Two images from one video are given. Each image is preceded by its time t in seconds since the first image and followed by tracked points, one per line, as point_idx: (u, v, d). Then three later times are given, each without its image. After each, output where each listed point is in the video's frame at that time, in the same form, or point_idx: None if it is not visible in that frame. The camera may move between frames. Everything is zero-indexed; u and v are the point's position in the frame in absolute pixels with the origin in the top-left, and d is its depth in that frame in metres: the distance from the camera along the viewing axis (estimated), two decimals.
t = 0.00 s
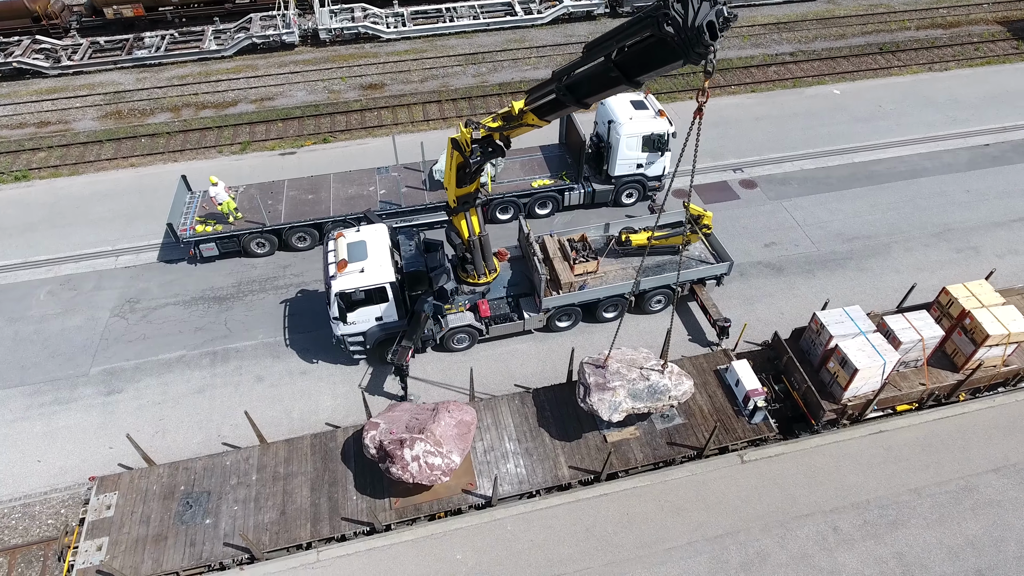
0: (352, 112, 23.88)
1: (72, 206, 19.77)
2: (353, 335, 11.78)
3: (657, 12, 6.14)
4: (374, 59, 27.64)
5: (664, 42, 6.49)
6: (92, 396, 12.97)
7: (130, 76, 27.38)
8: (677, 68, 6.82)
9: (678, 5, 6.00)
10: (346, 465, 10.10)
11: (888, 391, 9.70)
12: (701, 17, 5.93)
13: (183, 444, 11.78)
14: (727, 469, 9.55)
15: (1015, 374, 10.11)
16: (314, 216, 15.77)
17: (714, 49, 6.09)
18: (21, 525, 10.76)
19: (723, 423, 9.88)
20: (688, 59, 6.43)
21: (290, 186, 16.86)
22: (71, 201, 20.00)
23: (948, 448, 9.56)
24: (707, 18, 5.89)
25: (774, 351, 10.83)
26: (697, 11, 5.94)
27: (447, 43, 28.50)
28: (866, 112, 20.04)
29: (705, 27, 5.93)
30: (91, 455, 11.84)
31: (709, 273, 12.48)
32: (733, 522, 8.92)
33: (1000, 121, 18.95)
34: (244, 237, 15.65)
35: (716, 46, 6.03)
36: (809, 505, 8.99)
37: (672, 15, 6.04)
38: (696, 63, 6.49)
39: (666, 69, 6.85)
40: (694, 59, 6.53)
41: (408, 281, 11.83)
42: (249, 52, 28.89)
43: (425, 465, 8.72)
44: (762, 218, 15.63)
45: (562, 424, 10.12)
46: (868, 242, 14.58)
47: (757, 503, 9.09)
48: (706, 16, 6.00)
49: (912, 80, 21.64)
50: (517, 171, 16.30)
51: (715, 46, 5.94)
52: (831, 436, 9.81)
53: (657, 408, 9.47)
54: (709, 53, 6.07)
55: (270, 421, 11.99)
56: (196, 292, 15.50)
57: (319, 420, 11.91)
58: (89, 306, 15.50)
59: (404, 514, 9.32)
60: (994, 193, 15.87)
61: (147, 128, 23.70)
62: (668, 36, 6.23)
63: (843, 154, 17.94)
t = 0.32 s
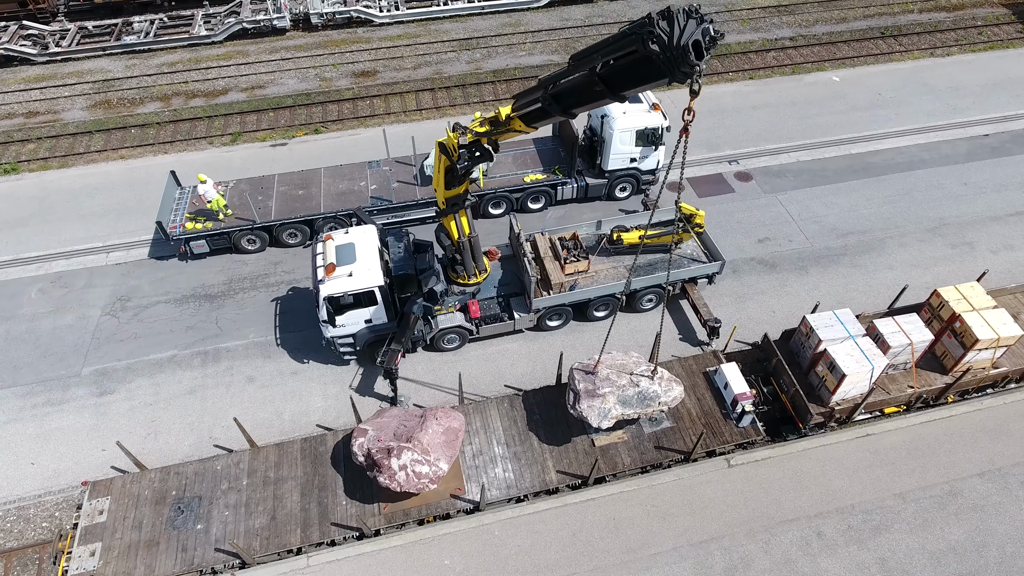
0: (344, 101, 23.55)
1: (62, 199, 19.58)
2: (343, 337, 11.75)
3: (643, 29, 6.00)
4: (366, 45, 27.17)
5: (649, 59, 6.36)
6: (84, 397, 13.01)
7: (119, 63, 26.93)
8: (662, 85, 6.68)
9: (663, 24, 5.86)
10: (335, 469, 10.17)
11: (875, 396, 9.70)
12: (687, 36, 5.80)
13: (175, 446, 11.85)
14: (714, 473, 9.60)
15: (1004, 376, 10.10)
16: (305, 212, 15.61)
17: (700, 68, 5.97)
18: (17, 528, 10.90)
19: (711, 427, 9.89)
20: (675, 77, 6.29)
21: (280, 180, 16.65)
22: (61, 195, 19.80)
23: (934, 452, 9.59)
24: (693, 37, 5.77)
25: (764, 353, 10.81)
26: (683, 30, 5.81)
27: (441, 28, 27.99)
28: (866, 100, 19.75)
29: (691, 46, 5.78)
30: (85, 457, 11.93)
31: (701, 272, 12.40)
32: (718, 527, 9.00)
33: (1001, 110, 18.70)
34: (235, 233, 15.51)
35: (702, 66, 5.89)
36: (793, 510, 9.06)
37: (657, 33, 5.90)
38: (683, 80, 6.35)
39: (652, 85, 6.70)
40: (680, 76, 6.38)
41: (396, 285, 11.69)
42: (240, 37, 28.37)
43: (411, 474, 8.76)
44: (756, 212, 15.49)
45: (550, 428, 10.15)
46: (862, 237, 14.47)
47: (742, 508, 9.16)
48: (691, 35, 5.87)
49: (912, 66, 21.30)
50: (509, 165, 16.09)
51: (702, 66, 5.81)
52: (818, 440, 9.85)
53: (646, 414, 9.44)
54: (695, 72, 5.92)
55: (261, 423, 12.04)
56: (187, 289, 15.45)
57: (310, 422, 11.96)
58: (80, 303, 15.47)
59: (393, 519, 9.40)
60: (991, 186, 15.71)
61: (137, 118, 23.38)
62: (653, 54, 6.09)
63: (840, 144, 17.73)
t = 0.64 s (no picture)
0: (336, 91, 23.21)
1: (51, 195, 19.38)
2: (333, 342, 11.73)
3: (626, 55, 5.91)
4: (359, 31, 26.68)
5: (633, 84, 6.26)
6: (76, 400, 13.05)
7: (107, 51, 26.44)
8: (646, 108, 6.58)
9: (646, 50, 5.77)
10: (325, 476, 10.24)
11: (863, 404, 9.70)
12: (670, 64, 5.70)
13: (167, 451, 11.91)
14: (701, 481, 9.66)
15: (993, 383, 10.11)
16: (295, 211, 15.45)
17: (684, 95, 5.88)
18: (11, 533, 11.01)
19: (699, 434, 9.91)
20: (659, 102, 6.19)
21: (270, 177, 16.45)
22: (51, 190, 19.58)
23: (920, 459, 9.64)
24: (677, 64, 5.68)
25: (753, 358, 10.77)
26: (666, 57, 5.72)
27: (435, 14, 27.47)
28: (865, 90, 19.46)
29: (674, 73, 5.69)
30: (78, 461, 12.00)
31: (692, 275, 12.29)
32: (703, 536, 9.09)
33: (1002, 101, 18.45)
34: (225, 232, 15.38)
35: (686, 93, 5.80)
36: (778, 519, 9.13)
37: (640, 60, 5.80)
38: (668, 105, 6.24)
39: (636, 109, 6.61)
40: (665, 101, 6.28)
41: (386, 290, 11.65)
42: (230, 24, 27.87)
43: (399, 486, 8.82)
44: (750, 209, 15.35)
45: (538, 435, 10.16)
46: (857, 236, 14.37)
47: (727, 516, 9.23)
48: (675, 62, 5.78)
49: (914, 54, 20.96)
50: (502, 161, 15.87)
51: (685, 94, 5.72)
52: (804, 447, 9.89)
53: (636, 424, 9.44)
54: (678, 100, 5.82)
55: (252, 427, 12.10)
56: (178, 289, 15.39)
57: (301, 426, 12.03)
58: (72, 303, 15.41)
59: (381, 527, 9.48)
60: (989, 182, 15.56)
61: (126, 109, 23.03)
62: (636, 80, 6.02)
63: (838, 138, 17.51)
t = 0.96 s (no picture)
0: (327, 81, 22.84)
1: (40, 191, 19.17)
2: (323, 347, 11.70)
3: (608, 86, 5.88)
4: (351, 18, 26.18)
5: (616, 113, 6.24)
6: (69, 404, 13.07)
7: (94, 40, 25.95)
8: (629, 136, 6.55)
9: (629, 81, 5.74)
10: (316, 484, 10.32)
11: (852, 412, 9.71)
12: (654, 96, 5.67)
13: (160, 456, 11.98)
14: (689, 488, 9.72)
15: (982, 390, 10.12)
16: (286, 210, 15.30)
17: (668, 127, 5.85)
18: (7, 538, 11.13)
19: (688, 441, 9.94)
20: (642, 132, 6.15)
21: (260, 175, 16.25)
22: (40, 186, 19.35)
23: (906, 466, 9.70)
24: (660, 96, 5.65)
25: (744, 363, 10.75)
26: (650, 88, 5.68)
27: None
28: (864, 80, 19.18)
29: (657, 105, 5.65)
30: (71, 466, 12.05)
31: (684, 277, 12.20)
32: (689, 544, 9.20)
33: (1003, 92, 18.19)
34: (215, 232, 15.24)
35: (669, 126, 5.76)
36: (764, 527, 9.23)
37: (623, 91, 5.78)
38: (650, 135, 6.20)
39: (619, 136, 6.58)
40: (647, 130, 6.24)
41: (375, 297, 11.57)
42: (220, 10, 27.33)
43: (387, 498, 8.89)
44: (745, 206, 15.22)
45: (527, 443, 10.20)
46: (851, 234, 14.27)
47: (714, 525, 9.33)
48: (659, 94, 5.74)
49: (915, 42, 20.60)
50: (494, 158, 15.71)
51: (668, 127, 5.69)
52: (792, 454, 9.93)
53: (626, 435, 9.44)
54: (661, 132, 5.79)
55: (244, 432, 12.15)
56: (170, 289, 15.32)
57: (293, 431, 12.08)
58: (63, 304, 15.34)
59: (372, 536, 9.59)
60: (986, 177, 15.40)
61: (114, 101, 22.67)
62: (620, 110, 6.00)
63: (835, 131, 17.30)
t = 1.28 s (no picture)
0: (318, 71, 22.43)
1: (30, 186, 18.97)
2: (315, 351, 11.70)
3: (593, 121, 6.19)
4: (343, 4, 25.62)
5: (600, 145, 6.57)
6: (64, 406, 13.13)
7: (82, 27, 25.43)
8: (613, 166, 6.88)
9: (614, 117, 6.06)
10: (308, 490, 10.42)
11: (841, 418, 9.72)
12: (638, 132, 6.01)
13: (154, 460, 12.07)
14: (676, 494, 9.82)
15: (971, 395, 10.15)
16: (277, 209, 15.16)
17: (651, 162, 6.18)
18: (6, 542, 11.27)
19: (677, 446, 10.00)
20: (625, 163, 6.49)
21: (250, 171, 16.07)
22: (30, 181, 19.13)
23: (893, 472, 9.78)
24: (644, 133, 5.99)
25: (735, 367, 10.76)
26: (633, 125, 6.02)
27: None
28: (865, 69, 18.83)
29: (641, 143, 5.99)
30: (67, 470, 12.15)
31: (677, 280, 12.13)
32: (676, 551, 9.34)
33: (1006, 82, 17.88)
34: (206, 232, 15.13)
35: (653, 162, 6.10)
36: (750, 533, 9.36)
37: (608, 128, 6.10)
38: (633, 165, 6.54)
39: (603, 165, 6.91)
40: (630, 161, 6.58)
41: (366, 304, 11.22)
42: None
43: (377, 509, 8.98)
44: (740, 202, 15.08)
45: (516, 449, 10.26)
46: (847, 232, 14.16)
47: (700, 531, 9.46)
48: (644, 130, 6.06)
49: (919, 28, 20.17)
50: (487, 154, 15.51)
51: (652, 163, 6.03)
52: (780, 460, 10.00)
53: (617, 444, 9.49)
54: (645, 167, 6.13)
55: (238, 435, 12.24)
56: (162, 289, 15.28)
57: (286, 434, 12.17)
58: (55, 304, 15.30)
59: (364, 542, 9.73)
60: (985, 172, 15.23)
61: (103, 92, 22.31)
62: (604, 144, 6.32)
63: (833, 123, 17.05)
